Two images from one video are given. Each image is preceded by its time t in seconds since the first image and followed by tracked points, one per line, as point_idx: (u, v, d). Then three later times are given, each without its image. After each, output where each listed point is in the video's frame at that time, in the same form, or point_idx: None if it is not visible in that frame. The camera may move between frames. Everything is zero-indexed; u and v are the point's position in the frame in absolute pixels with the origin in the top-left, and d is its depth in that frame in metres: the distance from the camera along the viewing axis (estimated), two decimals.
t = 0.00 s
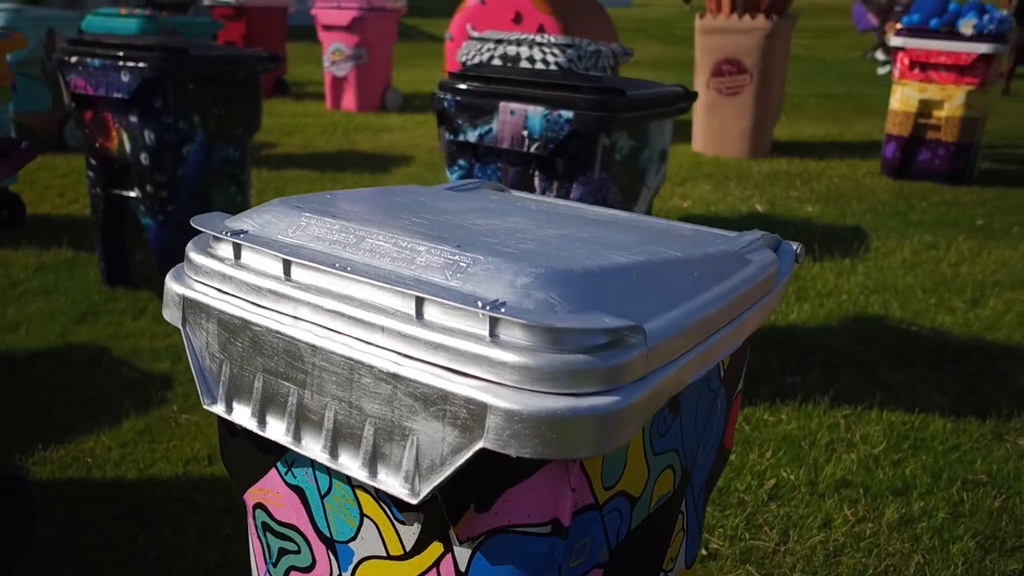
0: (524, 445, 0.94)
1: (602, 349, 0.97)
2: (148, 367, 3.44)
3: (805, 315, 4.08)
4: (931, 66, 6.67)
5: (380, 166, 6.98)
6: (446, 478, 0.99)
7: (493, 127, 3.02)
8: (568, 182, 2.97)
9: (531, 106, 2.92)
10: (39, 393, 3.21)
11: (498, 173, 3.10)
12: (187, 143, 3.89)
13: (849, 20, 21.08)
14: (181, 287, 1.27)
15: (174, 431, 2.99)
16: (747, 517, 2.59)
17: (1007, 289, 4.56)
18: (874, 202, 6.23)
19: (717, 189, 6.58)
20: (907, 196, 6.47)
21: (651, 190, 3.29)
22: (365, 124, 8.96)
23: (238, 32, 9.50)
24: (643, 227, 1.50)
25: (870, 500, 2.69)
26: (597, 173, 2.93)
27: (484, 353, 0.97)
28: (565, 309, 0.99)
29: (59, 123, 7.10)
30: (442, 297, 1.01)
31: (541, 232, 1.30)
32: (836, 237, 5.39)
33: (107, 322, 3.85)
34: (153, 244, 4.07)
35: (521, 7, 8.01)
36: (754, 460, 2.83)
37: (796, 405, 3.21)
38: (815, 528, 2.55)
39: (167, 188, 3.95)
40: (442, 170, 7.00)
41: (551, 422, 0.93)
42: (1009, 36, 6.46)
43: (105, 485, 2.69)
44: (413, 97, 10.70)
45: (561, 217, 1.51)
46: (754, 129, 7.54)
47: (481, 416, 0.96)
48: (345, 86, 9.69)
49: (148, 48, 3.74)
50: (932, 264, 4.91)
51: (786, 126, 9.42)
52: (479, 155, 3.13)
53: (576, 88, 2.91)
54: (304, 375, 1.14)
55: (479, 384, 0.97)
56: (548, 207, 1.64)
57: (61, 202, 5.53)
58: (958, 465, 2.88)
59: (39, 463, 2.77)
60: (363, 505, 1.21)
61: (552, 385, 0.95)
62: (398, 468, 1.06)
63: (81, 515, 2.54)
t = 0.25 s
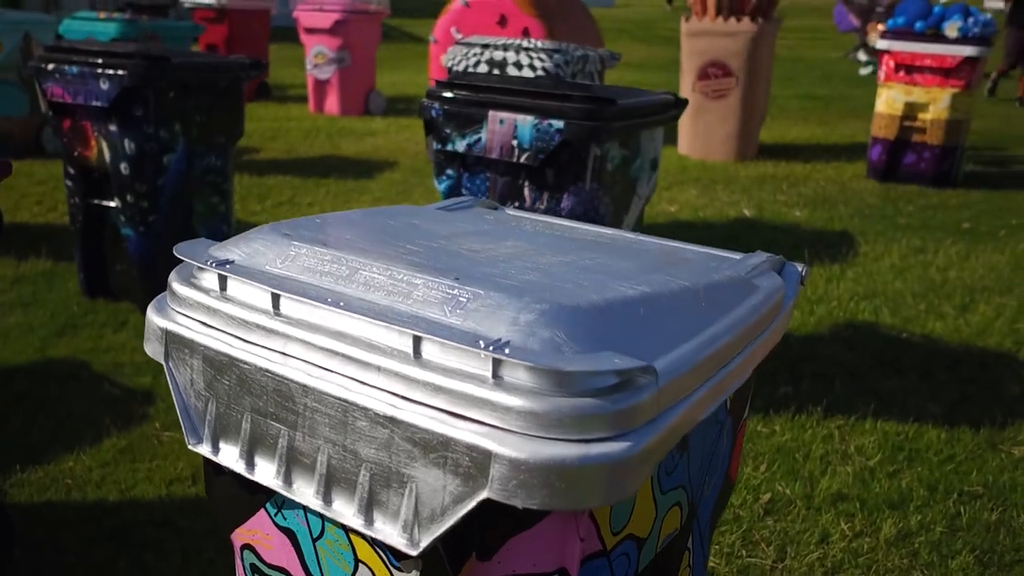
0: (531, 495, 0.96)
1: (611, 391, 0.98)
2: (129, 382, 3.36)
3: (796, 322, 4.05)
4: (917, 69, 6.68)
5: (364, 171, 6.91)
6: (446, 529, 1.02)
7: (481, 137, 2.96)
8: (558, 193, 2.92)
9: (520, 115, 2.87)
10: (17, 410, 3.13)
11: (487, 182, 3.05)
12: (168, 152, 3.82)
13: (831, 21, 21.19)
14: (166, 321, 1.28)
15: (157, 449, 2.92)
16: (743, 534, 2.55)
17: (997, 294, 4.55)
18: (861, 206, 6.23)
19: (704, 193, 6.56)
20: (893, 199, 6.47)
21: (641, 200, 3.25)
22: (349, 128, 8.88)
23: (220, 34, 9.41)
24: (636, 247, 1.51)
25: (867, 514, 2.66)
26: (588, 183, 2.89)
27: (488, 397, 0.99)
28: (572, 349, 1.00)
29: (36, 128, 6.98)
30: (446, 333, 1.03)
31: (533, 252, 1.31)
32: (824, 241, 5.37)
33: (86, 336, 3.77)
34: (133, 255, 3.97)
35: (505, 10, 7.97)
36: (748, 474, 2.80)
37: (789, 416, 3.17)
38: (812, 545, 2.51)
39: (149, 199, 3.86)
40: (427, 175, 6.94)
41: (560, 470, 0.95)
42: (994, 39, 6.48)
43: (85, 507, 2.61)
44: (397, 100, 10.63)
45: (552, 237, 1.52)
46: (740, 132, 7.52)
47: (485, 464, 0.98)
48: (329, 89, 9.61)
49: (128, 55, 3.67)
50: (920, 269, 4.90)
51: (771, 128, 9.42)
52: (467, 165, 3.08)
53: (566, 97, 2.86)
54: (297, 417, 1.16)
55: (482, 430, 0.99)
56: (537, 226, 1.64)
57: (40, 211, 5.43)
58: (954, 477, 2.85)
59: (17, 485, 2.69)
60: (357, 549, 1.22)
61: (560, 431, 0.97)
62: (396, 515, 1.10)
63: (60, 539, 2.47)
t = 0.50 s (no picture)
0: (559, 553, 1.00)
1: (640, 437, 1.03)
2: (108, 399, 3.26)
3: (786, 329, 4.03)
4: (897, 70, 6.69)
5: (344, 175, 6.82)
6: None
7: (470, 145, 2.90)
8: (549, 202, 2.86)
9: (509, 122, 2.80)
10: None
11: (475, 191, 2.98)
12: (145, 160, 3.72)
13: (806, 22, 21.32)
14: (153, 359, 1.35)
15: (138, 470, 2.83)
16: (743, 549, 2.50)
17: (983, 297, 4.55)
18: (844, 208, 6.23)
19: (687, 196, 6.53)
20: (875, 200, 6.48)
21: (632, 208, 3.20)
22: (327, 131, 8.78)
23: (195, 36, 9.26)
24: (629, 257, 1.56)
25: (866, 526, 2.62)
26: (579, 192, 2.83)
27: (512, 444, 1.03)
28: (597, 391, 1.04)
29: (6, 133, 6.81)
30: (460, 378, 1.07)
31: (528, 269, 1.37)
32: (809, 244, 5.36)
33: (62, 351, 3.66)
34: (111, 266, 3.87)
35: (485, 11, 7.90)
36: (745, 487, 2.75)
37: (783, 425, 3.13)
38: (813, 560, 2.47)
39: (125, 209, 3.77)
40: (409, 179, 6.86)
41: (590, 526, 0.99)
42: (974, 40, 6.50)
43: (64, 532, 2.52)
44: (376, 102, 10.53)
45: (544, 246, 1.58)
46: (722, 135, 7.49)
47: (508, 517, 1.03)
48: (306, 92, 9.49)
49: (103, 61, 3.54)
50: (906, 272, 4.90)
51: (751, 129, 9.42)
52: (455, 173, 3.01)
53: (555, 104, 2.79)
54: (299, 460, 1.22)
55: (502, 480, 1.04)
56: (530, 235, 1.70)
57: (11, 219, 5.29)
58: (951, 486, 2.83)
59: None
60: None
61: (589, 480, 1.01)
62: (408, 566, 1.16)
63: (38, 566, 2.38)
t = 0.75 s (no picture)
0: None
1: (711, 499, 1.15)
2: (83, 421, 3.13)
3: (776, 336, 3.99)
4: (873, 72, 6.71)
5: (319, 181, 6.68)
6: None
7: (461, 155, 2.81)
8: (544, 214, 2.79)
9: (502, 132, 2.72)
10: None
11: (467, 202, 2.89)
12: (119, 171, 3.58)
13: (773, 22, 21.47)
14: (156, 409, 1.55)
15: (118, 497, 2.71)
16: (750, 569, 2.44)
17: (968, 299, 4.54)
18: (823, 210, 6.23)
19: (667, 199, 6.49)
20: (854, 202, 6.48)
21: (625, 218, 3.13)
22: (299, 135, 8.62)
23: (162, 39, 9.06)
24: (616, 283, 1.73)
25: (872, 541, 2.58)
26: (574, 203, 2.76)
27: (574, 507, 1.15)
28: (663, 449, 1.18)
29: None
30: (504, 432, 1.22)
31: (534, 313, 1.53)
32: (792, 248, 5.33)
33: (34, 370, 3.52)
34: (84, 281, 3.72)
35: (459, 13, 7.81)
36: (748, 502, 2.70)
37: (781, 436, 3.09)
38: None
39: (98, 221, 3.62)
40: (386, 184, 6.75)
41: None
42: (948, 41, 6.54)
43: (42, 567, 2.40)
44: (347, 106, 10.38)
45: (539, 275, 1.75)
46: (699, 137, 7.47)
47: None
48: (277, 95, 9.36)
49: (72, 68, 3.41)
50: (890, 275, 4.89)
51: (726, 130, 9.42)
52: (445, 184, 2.92)
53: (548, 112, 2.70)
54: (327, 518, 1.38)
55: (559, 544, 1.16)
56: (524, 262, 1.86)
57: None
58: (953, 496, 2.80)
59: None
60: None
61: (658, 547, 1.13)
62: None
63: None
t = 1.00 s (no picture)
0: None
1: None
2: (62, 449, 2.99)
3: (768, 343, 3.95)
4: (849, 75, 6.74)
5: (292, 189, 6.53)
6: None
7: (458, 168, 2.73)
8: (544, 227, 2.71)
9: (500, 144, 2.64)
10: None
11: (463, 216, 2.81)
12: (93, 185, 3.44)
13: (737, 24, 21.62)
14: (191, 474, 1.51)
15: (103, 531, 2.58)
16: None
17: (954, 302, 4.55)
18: (803, 213, 6.23)
19: (647, 204, 6.45)
20: (832, 205, 6.50)
21: (623, 228, 3.05)
22: (268, 141, 8.46)
23: (125, 43, 8.84)
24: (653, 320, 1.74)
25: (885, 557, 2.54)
26: (576, 217, 2.68)
27: None
28: (778, 521, 1.17)
29: None
30: (594, 503, 1.20)
31: (587, 362, 1.54)
32: (775, 252, 5.31)
33: (6, 395, 3.36)
34: (57, 300, 3.56)
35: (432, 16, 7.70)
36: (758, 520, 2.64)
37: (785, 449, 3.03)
38: None
39: (72, 237, 3.47)
40: (361, 191, 6.62)
41: None
42: (922, 45, 6.59)
43: None
44: (316, 110, 10.22)
45: (577, 313, 1.75)
46: (675, 141, 7.45)
47: None
48: (245, 100, 9.16)
49: (43, 79, 3.26)
50: (875, 279, 4.88)
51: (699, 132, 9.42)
52: (440, 198, 2.83)
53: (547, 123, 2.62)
54: None
55: None
56: (552, 296, 1.87)
57: None
58: (961, 508, 2.77)
59: None
60: None
61: None
62: None
63: None
